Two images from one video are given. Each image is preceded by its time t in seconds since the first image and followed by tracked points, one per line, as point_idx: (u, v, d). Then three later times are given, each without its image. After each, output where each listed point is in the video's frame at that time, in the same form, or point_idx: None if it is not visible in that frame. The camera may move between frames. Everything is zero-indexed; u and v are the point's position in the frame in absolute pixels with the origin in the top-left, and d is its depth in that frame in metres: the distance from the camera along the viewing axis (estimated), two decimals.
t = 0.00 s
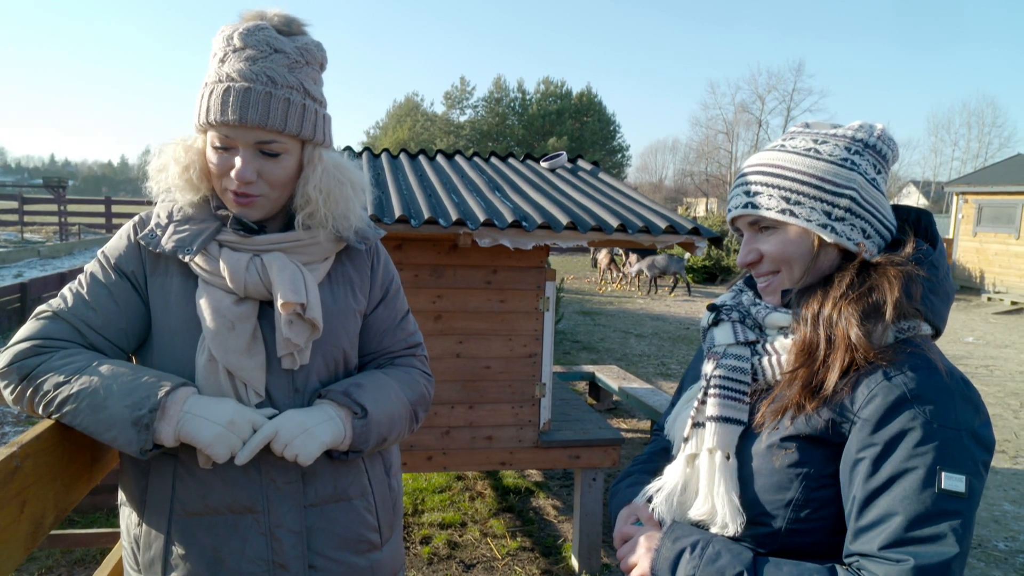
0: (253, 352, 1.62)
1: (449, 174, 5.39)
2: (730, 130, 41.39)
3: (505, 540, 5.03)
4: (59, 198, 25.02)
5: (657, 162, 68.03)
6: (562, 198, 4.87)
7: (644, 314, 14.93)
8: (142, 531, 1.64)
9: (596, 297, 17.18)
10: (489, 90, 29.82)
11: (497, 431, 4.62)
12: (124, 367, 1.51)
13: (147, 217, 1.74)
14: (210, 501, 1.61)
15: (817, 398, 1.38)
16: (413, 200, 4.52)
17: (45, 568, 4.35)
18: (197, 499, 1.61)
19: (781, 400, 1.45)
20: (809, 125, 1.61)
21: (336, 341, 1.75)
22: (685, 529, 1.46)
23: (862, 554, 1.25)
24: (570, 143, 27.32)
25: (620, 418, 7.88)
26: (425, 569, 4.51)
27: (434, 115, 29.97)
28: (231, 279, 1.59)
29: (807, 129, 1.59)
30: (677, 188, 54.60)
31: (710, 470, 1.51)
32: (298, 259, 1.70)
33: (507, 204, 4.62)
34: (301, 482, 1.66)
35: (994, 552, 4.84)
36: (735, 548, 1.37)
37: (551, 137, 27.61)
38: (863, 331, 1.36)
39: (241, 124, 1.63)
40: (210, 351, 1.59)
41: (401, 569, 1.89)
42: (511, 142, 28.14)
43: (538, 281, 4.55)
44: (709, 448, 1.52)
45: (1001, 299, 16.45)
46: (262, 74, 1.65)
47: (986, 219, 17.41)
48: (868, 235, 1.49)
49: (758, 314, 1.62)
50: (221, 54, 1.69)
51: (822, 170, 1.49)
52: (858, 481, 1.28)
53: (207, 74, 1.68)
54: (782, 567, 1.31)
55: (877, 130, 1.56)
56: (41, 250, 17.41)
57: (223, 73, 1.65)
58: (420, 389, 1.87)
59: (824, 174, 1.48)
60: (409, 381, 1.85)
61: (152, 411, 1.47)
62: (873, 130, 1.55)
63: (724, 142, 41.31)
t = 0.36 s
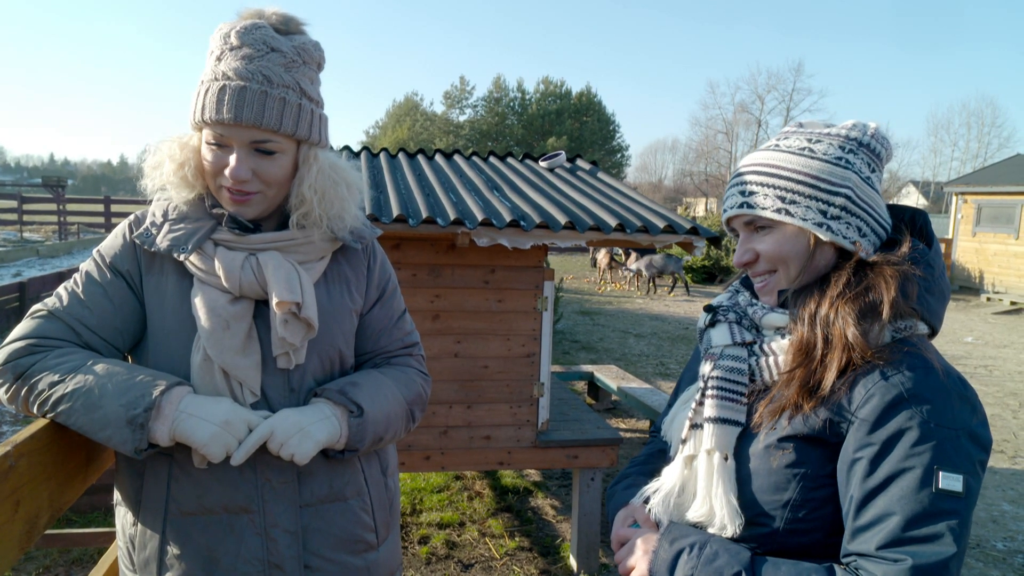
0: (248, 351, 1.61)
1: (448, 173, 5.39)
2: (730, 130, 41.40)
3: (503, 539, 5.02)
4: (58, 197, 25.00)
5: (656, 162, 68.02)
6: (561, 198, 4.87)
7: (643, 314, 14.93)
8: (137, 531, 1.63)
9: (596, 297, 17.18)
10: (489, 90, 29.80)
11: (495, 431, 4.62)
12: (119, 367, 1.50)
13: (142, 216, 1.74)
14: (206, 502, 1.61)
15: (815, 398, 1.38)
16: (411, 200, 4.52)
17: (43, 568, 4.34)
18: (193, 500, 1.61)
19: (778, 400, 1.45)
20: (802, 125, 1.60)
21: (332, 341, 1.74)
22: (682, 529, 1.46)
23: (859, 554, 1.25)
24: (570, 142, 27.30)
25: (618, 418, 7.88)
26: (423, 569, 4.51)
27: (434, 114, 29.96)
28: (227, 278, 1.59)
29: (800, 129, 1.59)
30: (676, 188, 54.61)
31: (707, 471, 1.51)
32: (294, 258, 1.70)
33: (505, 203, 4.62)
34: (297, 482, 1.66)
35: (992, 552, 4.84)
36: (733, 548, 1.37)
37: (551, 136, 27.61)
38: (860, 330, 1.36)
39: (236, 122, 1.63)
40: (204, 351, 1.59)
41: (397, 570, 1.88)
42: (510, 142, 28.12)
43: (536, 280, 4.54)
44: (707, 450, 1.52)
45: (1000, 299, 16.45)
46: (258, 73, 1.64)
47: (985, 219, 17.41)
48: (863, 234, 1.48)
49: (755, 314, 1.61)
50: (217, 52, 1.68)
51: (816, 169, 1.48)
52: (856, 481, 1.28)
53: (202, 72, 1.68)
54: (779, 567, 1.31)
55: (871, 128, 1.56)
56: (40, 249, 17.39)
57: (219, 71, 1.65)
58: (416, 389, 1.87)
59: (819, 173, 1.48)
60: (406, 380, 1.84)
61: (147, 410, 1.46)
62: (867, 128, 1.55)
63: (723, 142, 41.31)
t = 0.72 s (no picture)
0: (248, 352, 1.61)
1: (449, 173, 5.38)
2: (731, 130, 41.38)
3: (504, 539, 5.01)
4: (59, 197, 24.99)
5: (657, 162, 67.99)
6: (562, 198, 4.86)
7: (644, 314, 14.92)
8: (136, 532, 1.62)
9: (597, 297, 17.17)
10: (489, 90, 29.79)
11: (496, 431, 4.61)
12: (119, 367, 1.49)
13: (141, 216, 1.73)
14: (205, 502, 1.60)
15: (817, 399, 1.37)
16: (412, 199, 4.51)
17: (43, 568, 4.34)
18: (192, 500, 1.60)
19: (781, 401, 1.44)
20: (800, 125, 1.60)
21: (332, 341, 1.73)
22: (684, 530, 1.45)
23: (862, 556, 1.24)
24: (570, 142, 27.30)
25: (619, 418, 7.87)
26: (424, 569, 4.50)
27: (434, 114, 29.97)
28: (227, 278, 1.58)
29: (798, 129, 1.58)
30: (678, 188, 54.60)
31: (710, 472, 1.50)
32: (295, 257, 1.69)
33: (506, 203, 4.61)
34: (297, 482, 1.65)
35: (995, 553, 4.83)
36: (735, 549, 1.36)
37: (551, 136, 27.61)
38: (863, 331, 1.35)
39: (240, 116, 1.62)
40: (205, 351, 1.58)
41: (397, 570, 1.87)
42: (511, 141, 28.11)
43: (537, 280, 4.53)
44: (710, 451, 1.51)
45: (1001, 299, 16.43)
46: (261, 67, 1.64)
47: (986, 219, 17.40)
48: (864, 233, 1.47)
49: (757, 315, 1.60)
50: (218, 49, 1.67)
51: (816, 169, 1.48)
52: (858, 481, 1.27)
53: (204, 68, 1.67)
54: (782, 568, 1.30)
55: (870, 126, 1.55)
56: (41, 249, 17.40)
57: (221, 67, 1.63)
58: (417, 389, 1.86)
59: (819, 173, 1.47)
60: (407, 380, 1.83)
61: (147, 411, 1.46)
62: (866, 127, 1.54)
63: (724, 142, 41.30)
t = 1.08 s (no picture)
0: (257, 351, 1.60)
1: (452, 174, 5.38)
2: (732, 130, 41.37)
3: (507, 540, 5.01)
4: (61, 197, 25.04)
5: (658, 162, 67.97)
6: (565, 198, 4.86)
7: (645, 315, 14.92)
8: (143, 533, 1.62)
9: (598, 297, 17.18)
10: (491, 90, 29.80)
11: (499, 432, 4.61)
12: (124, 368, 1.50)
13: (146, 216, 1.73)
14: (213, 503, 1.60)
15: (825, 399, 1.37)
16: (415, 200, 4.51)
17: (46, 568, 4.34)
18: (198, 500, 1.60)
19: (789, 401, 1.44)
20: (818, 124, 1.59)
21: (340, 340, 1.73)
22: (691, 533, 1.45)
23: (871, 557, 1.24)
24: (572, 142, 27.32)
25: (622, 418, 7.87)
26: (427, 569, 4.50)
27: (436, 115, 29.99)
28: (237, 276, 1.58)
29: (817, 127, 1.57)
30: (679, 188, 54.60)
31: (717, 473, 1.49)
32: (304, 257, 1.68)
33: (509, 203, 4.61)
34: (304, 483, 1.65)
35: (998, 554, 4.82)
36: (743, 552, 1.36)
37: (552, 136, 27.61)
38: (871, 331, 1.35)
39: (298, 113, 1.67)
40: (213, 350, 1.58)
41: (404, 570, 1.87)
42: (512, 141, 28.11)
43: (540, 281, 4.53)
44: (716, 451, 1.51)
45: (1003, 300, 16.40)
46: (280, 62, 1.67)
47: (988, 220, 17.39)
48: (878, 235, 1.47)
49: (765, 314, 1.60)
50: (225, 62, 1.62)
51: (833, 167, 1.47)
52: (868, 483, 1.27)
53: (224, 87, 1.61)
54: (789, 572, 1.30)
55: (889, 130, 1.54)
56: (43, 249, 17.43)
57: (247, 75, 1.61)
58: (423, 388, 1.86)
59: (836, 172, 1.47)
60: (412, 379, 1.83)
61: (154, 412, 1.46)
62: (885, 130, 1.54)
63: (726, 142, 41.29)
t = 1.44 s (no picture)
0: (265, 351, 1.61)
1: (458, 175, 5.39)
2: (737, 131, 41.30)
3: (513, 540, 5.02)
4: (68, 198, 25.17)
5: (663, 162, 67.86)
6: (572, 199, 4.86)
7: (650, 315, 14.90)
8: (153, 533, 1.64)
9: (603, 298, 17.16)
10: (496, 91, 29.81)
11: (505, 432, 4.62)
12: (134, 368, 1.51)
13: (156, 218, 1.74)
14: (222, 503, 1.61)
15: (828, 399, 1.37)
16: (422, 201, 4.52)
17: (55, 567, 4.37)
18: (208, 500, 1.61)
19: (793, 402, 1.44)
20: (835, 125, 1.59)
21: (347, 341, 1.74)
22: (696, 533, 1.45)
23: (873, 559, 1.24)
24: (576, 143, 27.32)
25: (627, 419, 7.87)
26: (433, 569, 4.51)
27: (441, 115, 30.02)
28: (245, 277, 1.59)
29: (833, 128, 1.57)
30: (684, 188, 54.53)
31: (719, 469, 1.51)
32: (311, 258, 1.68)
33: (515, 204, 4.62)
34: (313, 483, 1.66)
35: (1006, 556, 4.80)
36: (745, 551, 1.36)
37: (557, 137, 27.62)
38: (877, 332, 1.35)
39: (304, 117, 1.68)
40: (222, 351, 1.59)
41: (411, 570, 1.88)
42: (517, 142, 28.11)
43: (546, 282, 4.54)
44: (720, 448, 1.52)
45: (1010, 300, 16.32)
46: (287, 65, 1.69)
47: (996, 220, 17.32)
48: (888, 238, 1.47)
49: (772, 314, 1.61)
50: (231, 64, 1.63)
51: (844, 168, 1.48)
52: (870, 484, 1.27)
53: (230, 89, 1.62)
54: (793, 570, 1.30)
55: (904, 132, 1.54)
56: (50, 249, 17.52)
57: (254, 78, 1.63)
58: (430, 389, 1.87)
59: (848, 173, 1.47)
60: (418, 379, 1.84)
61: (164, 411, 1.47)
62: (900, 132, 1.53)
63: (731, 142, 41.22)
